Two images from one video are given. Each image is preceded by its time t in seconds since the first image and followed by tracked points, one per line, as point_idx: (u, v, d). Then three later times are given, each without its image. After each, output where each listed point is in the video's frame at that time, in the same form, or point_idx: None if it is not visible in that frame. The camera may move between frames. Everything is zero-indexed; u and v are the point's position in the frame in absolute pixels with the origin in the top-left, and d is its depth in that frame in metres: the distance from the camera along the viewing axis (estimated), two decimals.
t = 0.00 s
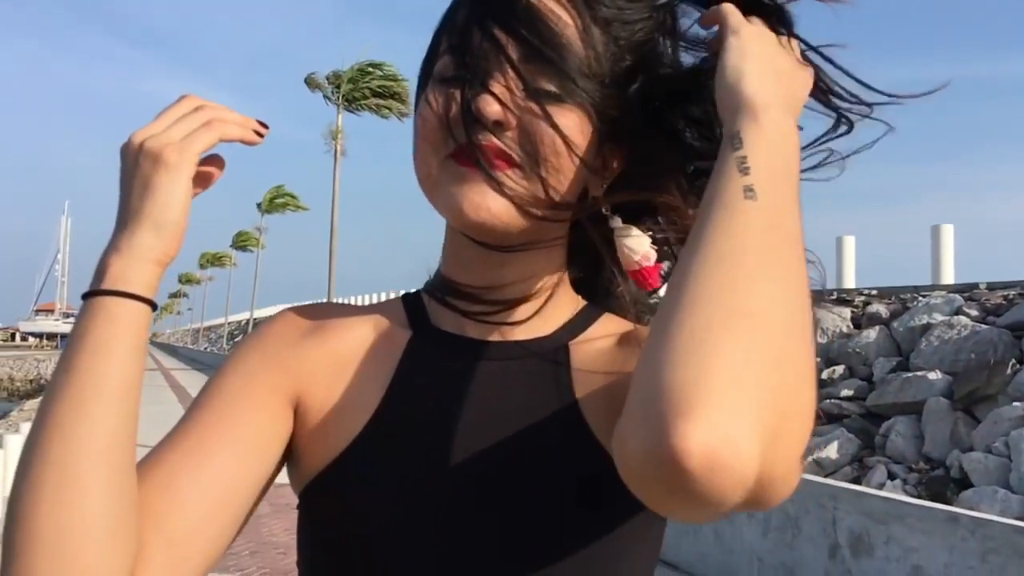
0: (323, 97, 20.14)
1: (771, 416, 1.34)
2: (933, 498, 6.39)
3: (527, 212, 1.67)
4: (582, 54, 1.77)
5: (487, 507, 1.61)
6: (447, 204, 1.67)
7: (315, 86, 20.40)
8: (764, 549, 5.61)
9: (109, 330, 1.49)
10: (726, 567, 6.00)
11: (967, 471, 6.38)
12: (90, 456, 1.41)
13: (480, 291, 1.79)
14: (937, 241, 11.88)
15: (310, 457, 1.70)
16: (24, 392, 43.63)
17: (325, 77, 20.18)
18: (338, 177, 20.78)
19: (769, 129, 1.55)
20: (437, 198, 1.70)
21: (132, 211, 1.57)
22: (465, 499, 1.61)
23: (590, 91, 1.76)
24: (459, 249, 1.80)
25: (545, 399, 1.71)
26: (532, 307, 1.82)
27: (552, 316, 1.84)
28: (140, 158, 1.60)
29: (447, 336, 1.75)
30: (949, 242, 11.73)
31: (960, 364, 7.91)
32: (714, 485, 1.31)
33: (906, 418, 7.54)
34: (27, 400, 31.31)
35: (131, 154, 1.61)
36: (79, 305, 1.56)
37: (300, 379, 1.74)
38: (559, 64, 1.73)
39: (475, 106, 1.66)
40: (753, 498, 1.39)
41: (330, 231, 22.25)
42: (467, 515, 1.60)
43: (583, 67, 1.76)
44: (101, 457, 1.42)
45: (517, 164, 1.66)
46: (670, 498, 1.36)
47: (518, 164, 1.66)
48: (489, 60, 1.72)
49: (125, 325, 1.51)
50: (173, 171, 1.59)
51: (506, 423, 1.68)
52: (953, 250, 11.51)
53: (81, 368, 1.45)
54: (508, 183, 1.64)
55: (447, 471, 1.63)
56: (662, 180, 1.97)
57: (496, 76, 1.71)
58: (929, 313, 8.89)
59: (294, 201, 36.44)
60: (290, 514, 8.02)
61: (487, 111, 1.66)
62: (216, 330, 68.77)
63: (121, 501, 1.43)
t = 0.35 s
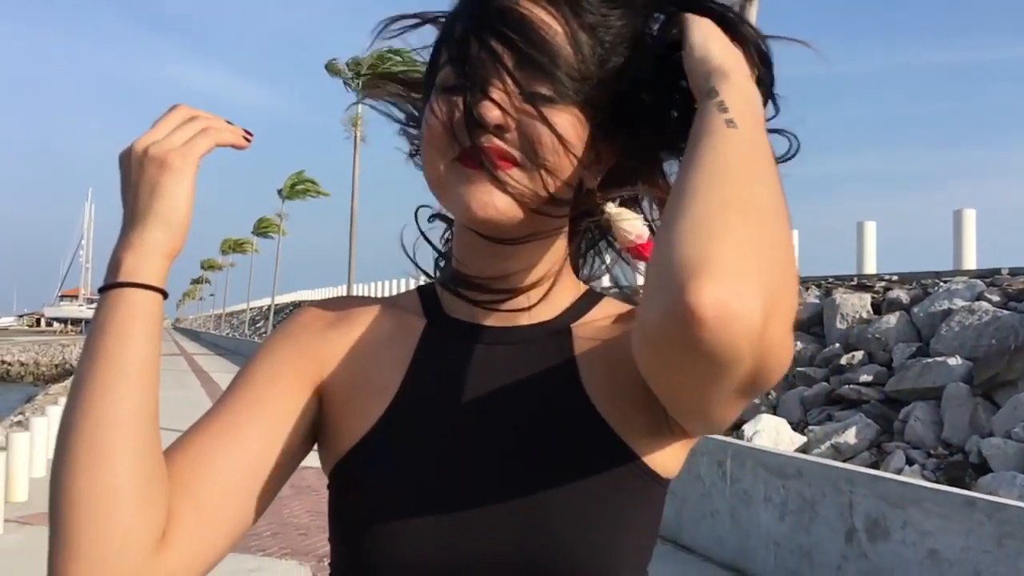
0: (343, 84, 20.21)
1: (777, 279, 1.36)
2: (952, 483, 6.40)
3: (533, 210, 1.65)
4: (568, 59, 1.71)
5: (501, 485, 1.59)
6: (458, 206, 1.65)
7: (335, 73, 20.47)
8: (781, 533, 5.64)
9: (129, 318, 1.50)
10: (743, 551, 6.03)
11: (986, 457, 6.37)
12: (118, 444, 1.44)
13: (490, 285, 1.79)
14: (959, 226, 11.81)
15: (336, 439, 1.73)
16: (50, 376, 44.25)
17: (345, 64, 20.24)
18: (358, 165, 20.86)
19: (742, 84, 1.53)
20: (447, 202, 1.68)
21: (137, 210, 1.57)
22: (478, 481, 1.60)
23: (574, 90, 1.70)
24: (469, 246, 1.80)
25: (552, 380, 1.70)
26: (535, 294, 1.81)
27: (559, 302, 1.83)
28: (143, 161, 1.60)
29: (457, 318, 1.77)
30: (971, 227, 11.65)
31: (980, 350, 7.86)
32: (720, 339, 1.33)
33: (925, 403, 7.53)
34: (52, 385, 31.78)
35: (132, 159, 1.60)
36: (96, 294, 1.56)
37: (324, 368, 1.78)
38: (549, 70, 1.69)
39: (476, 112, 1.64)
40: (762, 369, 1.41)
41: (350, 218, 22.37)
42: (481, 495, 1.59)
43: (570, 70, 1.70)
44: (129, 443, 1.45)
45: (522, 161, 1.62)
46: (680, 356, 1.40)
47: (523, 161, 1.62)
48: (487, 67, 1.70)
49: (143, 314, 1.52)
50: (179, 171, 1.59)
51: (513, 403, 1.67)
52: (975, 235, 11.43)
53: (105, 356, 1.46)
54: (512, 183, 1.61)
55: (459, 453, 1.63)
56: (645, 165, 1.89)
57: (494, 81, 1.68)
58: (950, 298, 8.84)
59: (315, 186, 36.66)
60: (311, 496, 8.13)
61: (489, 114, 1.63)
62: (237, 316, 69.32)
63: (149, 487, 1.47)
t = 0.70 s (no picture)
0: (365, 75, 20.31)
1: (774, 181, 1.38)
2: (969, 471, 6.40)
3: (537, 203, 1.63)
4: (565, 62, 1.65)
5: (514, 458, 1.60)
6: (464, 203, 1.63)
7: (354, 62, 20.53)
8: (797, 519, 5.65)
9: (152, 302, 1.53)
10: (758, 538, 6.05)
11: (1004, 444, 6.35)
12: (151, 420, 1.48)
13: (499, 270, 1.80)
14: (980, 213, 11.72)
15: (355, 417, 1.74)
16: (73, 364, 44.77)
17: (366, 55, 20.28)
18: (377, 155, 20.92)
19: (711, 46, 1.55)
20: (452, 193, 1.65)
21: (152, 205, 1.60)
22: (485, 442, 1.62)
23: (571, 87, 1.64)
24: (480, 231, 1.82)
25: (557, 353, 1.70)
26: (542, 275, 1.82)
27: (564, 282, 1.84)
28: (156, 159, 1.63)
29: (466, 302, 1.80)
30: (993, 214, 11.56)
31: (1000, 337, 7.82)
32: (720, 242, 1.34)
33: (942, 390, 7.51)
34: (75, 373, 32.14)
35: (145, 159, 1.63)
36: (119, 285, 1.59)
37: (344, 349, 1.80)
38: (547, 70, 1.63)
39: (482, 111, 1.59)
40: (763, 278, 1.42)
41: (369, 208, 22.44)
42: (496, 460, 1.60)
43: (567, 69, 1.65)
44: (159, 421, 1.49)
45: (529, 159, 1.59)
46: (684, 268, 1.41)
47: (529, 158, 1.60)
48: (490, 67, 1.63)
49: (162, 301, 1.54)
50: (192, 167, 1.62)
51: (518, 375, 1.68)
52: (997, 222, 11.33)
53: (132, 338, 1.49)
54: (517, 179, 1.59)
55: (469, 425, 1.63)
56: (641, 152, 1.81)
57: (498, 79, 1.61)
58: (970, 286, 8.77)
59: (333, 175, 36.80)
60: (330, 481, 8.20)
61: (493, 111, 1.59)
62: (257, 305, 69.82)
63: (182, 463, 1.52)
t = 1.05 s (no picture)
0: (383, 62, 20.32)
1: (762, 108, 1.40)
2: (987, 456, 6.40)
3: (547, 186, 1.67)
4: (568, 47, 1.64)
5: (525, 415, 1.60)
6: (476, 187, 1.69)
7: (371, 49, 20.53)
8: (813, 503, 5.68)
9: (184, 276, 1.56)
10: (774, 521, 6.08)
11: (1022, 430, 6.35)
12: (190, 383, 1.51)
13: (507, 248, 1.80)
14: (1001, 199, 11.63)
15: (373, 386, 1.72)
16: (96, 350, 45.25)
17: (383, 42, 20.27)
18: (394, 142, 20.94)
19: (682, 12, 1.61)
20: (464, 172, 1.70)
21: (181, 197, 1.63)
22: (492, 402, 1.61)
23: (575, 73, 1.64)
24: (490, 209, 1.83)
25: (565, 320, 1.67)
26: (549, 250, 1.82)
27: (571, 251, 1.85)
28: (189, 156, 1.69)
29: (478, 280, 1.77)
30: (1014, 200, 11.47)
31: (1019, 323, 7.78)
32: (718, 156, 1.36)
33: (961, 376, 7.49)
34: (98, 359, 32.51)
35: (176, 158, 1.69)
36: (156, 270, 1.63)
37: (362, 318, 1.77)
38: (552, 57, 1.62)
39: (492, 97, 1.61)
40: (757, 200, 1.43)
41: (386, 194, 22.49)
42: (507, 418, 1.60)
43: (571, 56, 1.64)
44: (198, 384, 1.52)
45: (539, 144, 1.63)
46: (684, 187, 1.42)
47: (540, 142, 1.63)
48: (495, 52, 1.63)
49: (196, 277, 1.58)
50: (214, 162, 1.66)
51: (527, 335, 1.66)
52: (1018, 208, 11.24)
53: (171, 310, 1.53)
54: (527, 165, 1.63)
55: (481, 386, 1.62)
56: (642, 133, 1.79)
57: (505, 64, 1.62)
58: (990, 271, 8.73)
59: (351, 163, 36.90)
60: (350, 465, 8.28)
61: (500, 97, 1.61)
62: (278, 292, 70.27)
63: (222, 422, 1.54)
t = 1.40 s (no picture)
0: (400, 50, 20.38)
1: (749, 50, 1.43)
2: (1004, 441, 6.38)
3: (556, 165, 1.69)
4: (574, 27, 1.64)
5: (537, 374, 1.54)
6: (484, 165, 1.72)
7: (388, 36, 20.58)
8: (829, 488, 5.69)
9: (222, 259, 1.55)
10: (790, 506, 6.10)
11: None
12: (232, 355, 1.50)
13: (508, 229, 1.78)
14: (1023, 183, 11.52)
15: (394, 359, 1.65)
16: (118, 337, 45.71)
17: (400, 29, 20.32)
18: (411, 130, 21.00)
19: None
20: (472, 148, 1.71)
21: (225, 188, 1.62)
22: (503, 363, 1.56)
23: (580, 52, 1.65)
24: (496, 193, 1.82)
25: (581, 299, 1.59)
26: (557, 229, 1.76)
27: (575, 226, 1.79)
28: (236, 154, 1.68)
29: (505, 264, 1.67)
30: None
31: None
32: (719, 86, 1.37)
33: (980, 361, 7.45)
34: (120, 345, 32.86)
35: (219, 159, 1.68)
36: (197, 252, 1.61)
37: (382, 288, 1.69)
38: (559, 37, 1.63)
39: (505, 79, 1.62)
40: (749, 131, 1.43)
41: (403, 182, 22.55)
42: (521, 375, 1.55)
43: (575, 34, 1.64)
44: (241, 357, 1.51)
45: (552, 126, 1.64)
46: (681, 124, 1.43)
47: (551, 121, 1.64)
48: (506, 34, 1.63)
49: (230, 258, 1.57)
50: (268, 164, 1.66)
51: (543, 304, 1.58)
52: None
53: (214, 290, 1.52)
54: (541, 147, 1.64)
55: (494, 346, 1.56)
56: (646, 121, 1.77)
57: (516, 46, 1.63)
58: (1010, 256, 8.66)
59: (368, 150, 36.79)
60: (368, 450, 8.35)
61: (513, 79, 1.62)
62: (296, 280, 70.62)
63: (261, 388, 1.54)
